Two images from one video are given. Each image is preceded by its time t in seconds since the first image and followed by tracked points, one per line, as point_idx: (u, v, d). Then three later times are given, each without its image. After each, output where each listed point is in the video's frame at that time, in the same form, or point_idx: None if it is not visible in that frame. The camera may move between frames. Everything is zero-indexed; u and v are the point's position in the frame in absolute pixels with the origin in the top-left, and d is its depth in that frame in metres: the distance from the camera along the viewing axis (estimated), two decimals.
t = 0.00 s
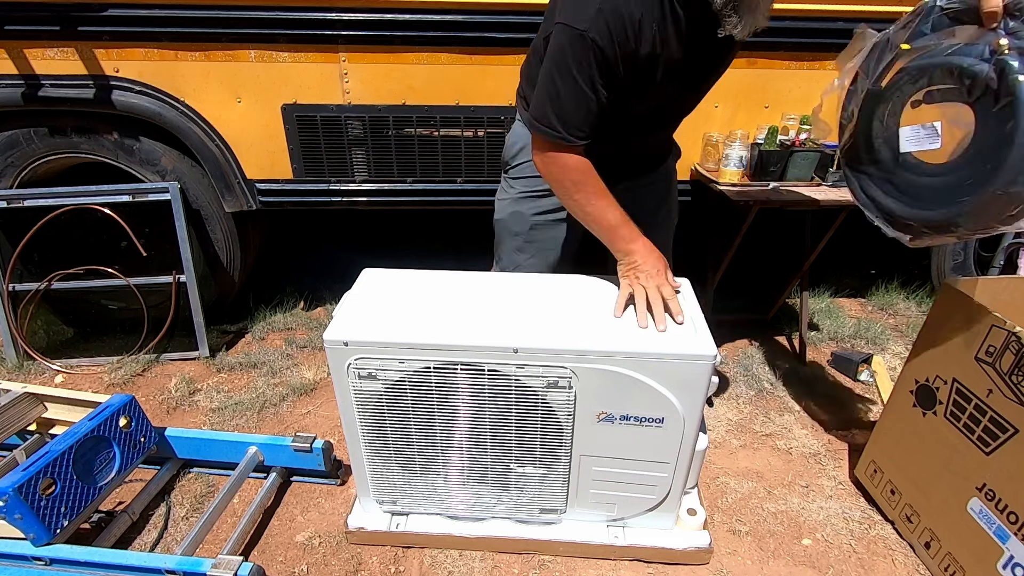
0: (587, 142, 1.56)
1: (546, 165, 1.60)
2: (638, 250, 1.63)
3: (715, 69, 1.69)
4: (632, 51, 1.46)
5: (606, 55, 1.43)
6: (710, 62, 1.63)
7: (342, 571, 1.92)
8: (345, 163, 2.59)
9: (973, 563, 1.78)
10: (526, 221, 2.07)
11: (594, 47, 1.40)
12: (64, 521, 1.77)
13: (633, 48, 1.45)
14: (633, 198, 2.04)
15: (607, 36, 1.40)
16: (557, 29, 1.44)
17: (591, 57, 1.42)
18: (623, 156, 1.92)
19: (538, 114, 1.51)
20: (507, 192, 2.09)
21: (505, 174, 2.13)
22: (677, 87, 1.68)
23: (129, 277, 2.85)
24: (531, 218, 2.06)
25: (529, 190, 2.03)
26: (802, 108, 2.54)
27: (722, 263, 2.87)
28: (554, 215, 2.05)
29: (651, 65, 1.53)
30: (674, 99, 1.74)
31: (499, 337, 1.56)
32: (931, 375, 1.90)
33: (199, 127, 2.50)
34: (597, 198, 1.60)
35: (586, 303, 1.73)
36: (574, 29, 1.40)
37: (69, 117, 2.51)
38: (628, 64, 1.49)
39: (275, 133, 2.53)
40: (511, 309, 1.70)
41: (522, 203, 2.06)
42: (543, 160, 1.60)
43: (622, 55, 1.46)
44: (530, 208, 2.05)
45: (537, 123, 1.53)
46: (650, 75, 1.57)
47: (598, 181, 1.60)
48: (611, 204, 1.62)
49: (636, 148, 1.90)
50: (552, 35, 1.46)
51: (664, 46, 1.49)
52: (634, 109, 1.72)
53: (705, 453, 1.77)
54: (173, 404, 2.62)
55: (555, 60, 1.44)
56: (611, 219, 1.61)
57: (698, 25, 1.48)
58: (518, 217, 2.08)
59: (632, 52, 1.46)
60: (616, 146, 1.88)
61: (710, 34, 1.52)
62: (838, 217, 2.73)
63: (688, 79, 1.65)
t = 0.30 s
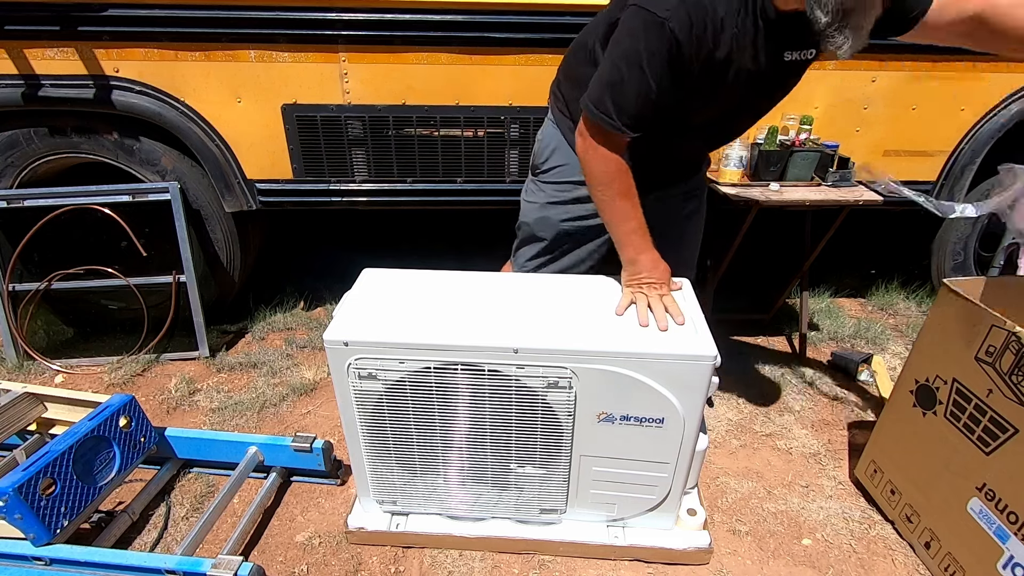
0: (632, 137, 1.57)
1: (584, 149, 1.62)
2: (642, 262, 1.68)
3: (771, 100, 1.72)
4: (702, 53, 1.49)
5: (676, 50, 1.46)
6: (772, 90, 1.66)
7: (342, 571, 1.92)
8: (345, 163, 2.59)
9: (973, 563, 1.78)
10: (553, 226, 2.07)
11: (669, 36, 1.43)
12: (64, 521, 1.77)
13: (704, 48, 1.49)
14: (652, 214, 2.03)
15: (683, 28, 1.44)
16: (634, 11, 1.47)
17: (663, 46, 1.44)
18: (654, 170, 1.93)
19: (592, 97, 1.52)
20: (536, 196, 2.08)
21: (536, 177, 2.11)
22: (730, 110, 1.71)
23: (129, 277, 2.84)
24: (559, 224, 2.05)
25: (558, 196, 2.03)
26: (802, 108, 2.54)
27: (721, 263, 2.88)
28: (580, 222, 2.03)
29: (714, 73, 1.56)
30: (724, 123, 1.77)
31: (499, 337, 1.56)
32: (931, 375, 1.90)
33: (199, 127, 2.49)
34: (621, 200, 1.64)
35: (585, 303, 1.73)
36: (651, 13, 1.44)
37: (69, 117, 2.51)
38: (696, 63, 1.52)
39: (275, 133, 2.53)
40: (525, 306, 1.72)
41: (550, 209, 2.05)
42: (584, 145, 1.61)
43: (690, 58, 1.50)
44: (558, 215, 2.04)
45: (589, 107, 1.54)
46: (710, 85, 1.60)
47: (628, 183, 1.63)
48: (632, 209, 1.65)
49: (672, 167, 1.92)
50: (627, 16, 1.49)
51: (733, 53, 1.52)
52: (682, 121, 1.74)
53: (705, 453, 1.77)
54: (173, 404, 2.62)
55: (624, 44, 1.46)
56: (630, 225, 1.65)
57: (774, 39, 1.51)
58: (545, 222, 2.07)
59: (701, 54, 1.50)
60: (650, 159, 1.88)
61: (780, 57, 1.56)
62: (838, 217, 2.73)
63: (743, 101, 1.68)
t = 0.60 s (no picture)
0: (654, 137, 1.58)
1: (604, 136, 1.61)
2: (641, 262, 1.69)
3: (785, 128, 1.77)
4: (745, 65, 1.50)
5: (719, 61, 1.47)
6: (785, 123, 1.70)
7: (342, 571, 1.92)
8: (345, 163, 2.59)
9: (973, 563, 1.78)
10: (561, 220, 2.06)
11: (721, 38, 1.44)
12: (64, 521, 1.77)
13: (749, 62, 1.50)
14: (655, 221, 2.03)
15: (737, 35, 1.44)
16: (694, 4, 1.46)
17: (712, 47, 1.44)
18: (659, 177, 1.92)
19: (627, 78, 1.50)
20: (546, 187, 2.08)
21: (547, 168, 2.10)
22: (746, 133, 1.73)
23: (129, 277, 2.84)
24: (568, 218, 2.05)
25: (571, 190, 2.02)
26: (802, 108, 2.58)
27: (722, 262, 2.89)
28: (589, 216, 2.04)
29: (748, 89, 1.58)
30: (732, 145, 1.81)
31: (499, 337, 1.56)
32: (931, 375, 1.90)
33: (199, 127, 2.49)
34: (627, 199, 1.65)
35: (586, 305, 1.72)
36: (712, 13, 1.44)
37: (69, 117, 2.51)
38: (735, 72, 1.52)
39: (275, 133, 2.53)
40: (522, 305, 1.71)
41: (561, 202, 2.04)
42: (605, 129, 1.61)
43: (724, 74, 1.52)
44: (568, 208, 2.04)
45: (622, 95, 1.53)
46: (744, 100, 1.61)
47: (640, 182, 1.64)
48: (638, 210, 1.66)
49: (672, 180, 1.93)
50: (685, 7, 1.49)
51: (773, 72, 1.54)
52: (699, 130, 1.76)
53: (705, 453, 1.77)
54: (173, 404, 2.62)
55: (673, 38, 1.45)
56: (634, 225, 1.66)
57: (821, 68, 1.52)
58: (555, 215, 2.07)
59: (744, 66, 1.50)
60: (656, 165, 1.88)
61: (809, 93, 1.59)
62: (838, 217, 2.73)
63: (767, 120, 1.71)
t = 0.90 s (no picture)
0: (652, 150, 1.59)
1: (603, 137, 1.62)
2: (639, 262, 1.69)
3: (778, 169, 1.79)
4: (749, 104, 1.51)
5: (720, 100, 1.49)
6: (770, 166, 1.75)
7: (342, 571, 1.92)
8: (345, 163, 2.59)
9: (973, 564, 1.77)
10: (559, 218, 2.08)
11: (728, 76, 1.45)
12: (64, 521, 1.77)
13: (751, 105, 1.51)
14: (654, 222, 2.03)
15: (745, 76, 1.45)
16: (713, 33, 1.46)
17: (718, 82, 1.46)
18: (663, 184, 1.92)
19: (633, 88, 1.51)
20: (545, 184, 2.07)
21: (547, 164, 2.10)
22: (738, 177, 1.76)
23: (129, 277, 2.84)
24: (565, 217, 2.07)
25: (569, 189, 2.02)
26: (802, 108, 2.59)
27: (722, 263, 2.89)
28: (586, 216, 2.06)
29: (747, 126, 1.59)
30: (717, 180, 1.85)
31: (500, 337, 1.56)
32: (931, 375, 1.90)
33: (199, 127, 2.49)
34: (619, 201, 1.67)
35: (586, 304, 1.72)
36: (726, 48, 1.44)
37: (69, 117, 2.51)
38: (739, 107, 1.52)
39: (275, 133, 2.53)
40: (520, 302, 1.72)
41: (559, 201, 2.05)
42: (603, 132, 1.63)
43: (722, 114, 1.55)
44: (566, 207, 2.05)
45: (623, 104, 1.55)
46: (742, 135, 1.62)
47: (638, 184, 1.65)
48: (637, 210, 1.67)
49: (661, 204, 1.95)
50: (704, 32, 1.48)
51: (773, 115, 1.54)
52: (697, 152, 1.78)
53: (705, 453, 1.77)
54: (173, 404, 2.62)
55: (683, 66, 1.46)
56: (633, 225, 1.67)
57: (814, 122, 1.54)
58: (552, 213, 2.07)
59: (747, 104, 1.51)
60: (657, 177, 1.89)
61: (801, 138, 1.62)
62: (838, 217, 2.73)
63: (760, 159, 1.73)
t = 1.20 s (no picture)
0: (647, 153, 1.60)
1: (598, 138, 1.62)
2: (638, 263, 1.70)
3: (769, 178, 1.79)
4: (740, 110, 1.51)
5: (712, 107, 1.49)
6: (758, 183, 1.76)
7: (342, 571, 1.92)
8: (345, 163, 2.59)
9: (973, 564, 1.77)
10: (553, 215, 2.07)
11: (722, 83, 1.45)
12: (64, 521, 1.77)
13: (742, 112, 1.52)
14: (653, 222, 2.03)
15: (738, 82, 1.46)
16: (708, 38, 1.46)
17: (712, 88, 1.45)
18: (660, 185, 1.92)
19: (627, 91, 1.51)
20: (539, 181, 2.08)
21: (542, 162, 2.11)
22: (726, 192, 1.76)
23: (129, 277, 2.84)
24: (559, 214, 2.06)
25: (562, 185, 2.02)
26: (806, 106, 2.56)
27: (722, 264, 2.89)
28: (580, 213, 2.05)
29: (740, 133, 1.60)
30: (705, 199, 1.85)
31: (495, 337, 1.56)
32: (927, 375, 1.90)
33: (199, 127, 2.49)
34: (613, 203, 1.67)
35: (585, 305, 1.72)
36: (721, 53, 1.44)
37: (69, 117, 2.51)
38: (731, 115, 1.53)
39: (275, 133, 2.53)
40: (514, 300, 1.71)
41: (553, 198, 2.04)
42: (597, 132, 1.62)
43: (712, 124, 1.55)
44: (560, 205, 2.05)
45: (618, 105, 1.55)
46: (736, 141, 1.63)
47: (635, 185, 1.65)
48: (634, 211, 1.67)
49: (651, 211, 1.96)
50: (699, 37, 1.48)
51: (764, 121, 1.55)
52: (691, 152, 1.79)
53: (705, 453, 1.77)
54: (173, 404, 2.62)
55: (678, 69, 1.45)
56: (631, 227, 1.67)
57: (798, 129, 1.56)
58: (547, 210, 2.07)
59: (739, 111, 1.51)
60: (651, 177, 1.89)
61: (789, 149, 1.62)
62: (838, 217, 2.73)
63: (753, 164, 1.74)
